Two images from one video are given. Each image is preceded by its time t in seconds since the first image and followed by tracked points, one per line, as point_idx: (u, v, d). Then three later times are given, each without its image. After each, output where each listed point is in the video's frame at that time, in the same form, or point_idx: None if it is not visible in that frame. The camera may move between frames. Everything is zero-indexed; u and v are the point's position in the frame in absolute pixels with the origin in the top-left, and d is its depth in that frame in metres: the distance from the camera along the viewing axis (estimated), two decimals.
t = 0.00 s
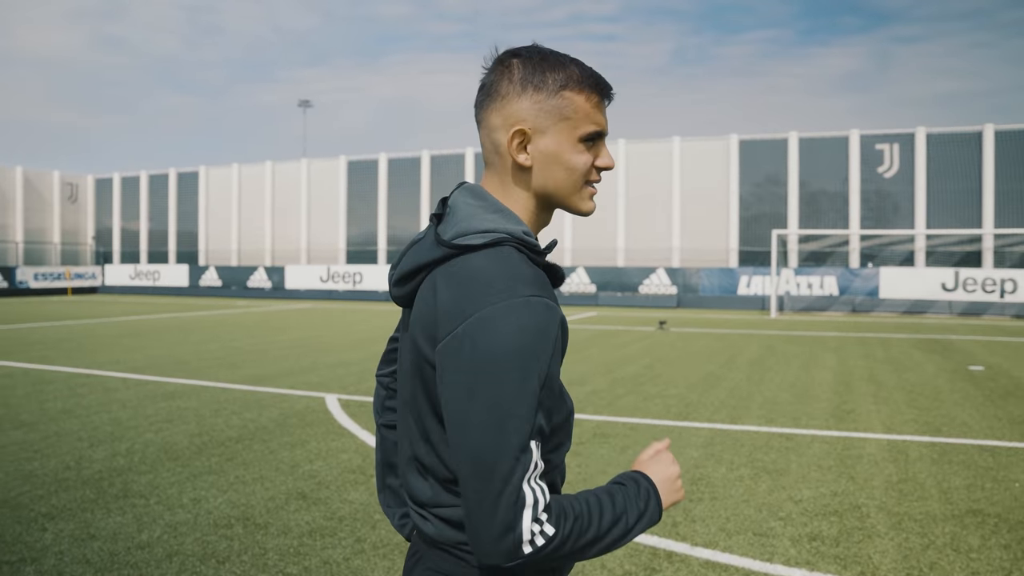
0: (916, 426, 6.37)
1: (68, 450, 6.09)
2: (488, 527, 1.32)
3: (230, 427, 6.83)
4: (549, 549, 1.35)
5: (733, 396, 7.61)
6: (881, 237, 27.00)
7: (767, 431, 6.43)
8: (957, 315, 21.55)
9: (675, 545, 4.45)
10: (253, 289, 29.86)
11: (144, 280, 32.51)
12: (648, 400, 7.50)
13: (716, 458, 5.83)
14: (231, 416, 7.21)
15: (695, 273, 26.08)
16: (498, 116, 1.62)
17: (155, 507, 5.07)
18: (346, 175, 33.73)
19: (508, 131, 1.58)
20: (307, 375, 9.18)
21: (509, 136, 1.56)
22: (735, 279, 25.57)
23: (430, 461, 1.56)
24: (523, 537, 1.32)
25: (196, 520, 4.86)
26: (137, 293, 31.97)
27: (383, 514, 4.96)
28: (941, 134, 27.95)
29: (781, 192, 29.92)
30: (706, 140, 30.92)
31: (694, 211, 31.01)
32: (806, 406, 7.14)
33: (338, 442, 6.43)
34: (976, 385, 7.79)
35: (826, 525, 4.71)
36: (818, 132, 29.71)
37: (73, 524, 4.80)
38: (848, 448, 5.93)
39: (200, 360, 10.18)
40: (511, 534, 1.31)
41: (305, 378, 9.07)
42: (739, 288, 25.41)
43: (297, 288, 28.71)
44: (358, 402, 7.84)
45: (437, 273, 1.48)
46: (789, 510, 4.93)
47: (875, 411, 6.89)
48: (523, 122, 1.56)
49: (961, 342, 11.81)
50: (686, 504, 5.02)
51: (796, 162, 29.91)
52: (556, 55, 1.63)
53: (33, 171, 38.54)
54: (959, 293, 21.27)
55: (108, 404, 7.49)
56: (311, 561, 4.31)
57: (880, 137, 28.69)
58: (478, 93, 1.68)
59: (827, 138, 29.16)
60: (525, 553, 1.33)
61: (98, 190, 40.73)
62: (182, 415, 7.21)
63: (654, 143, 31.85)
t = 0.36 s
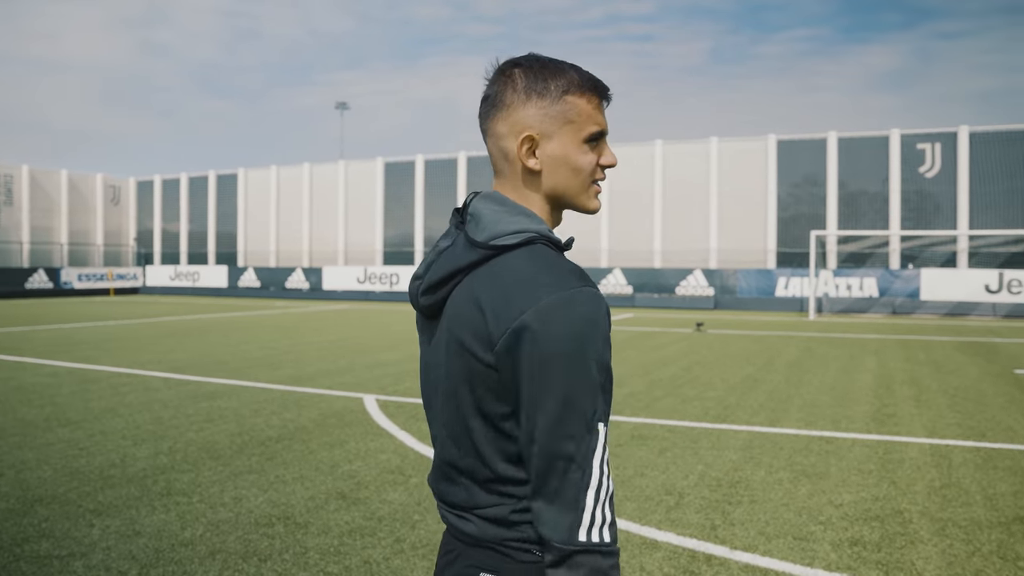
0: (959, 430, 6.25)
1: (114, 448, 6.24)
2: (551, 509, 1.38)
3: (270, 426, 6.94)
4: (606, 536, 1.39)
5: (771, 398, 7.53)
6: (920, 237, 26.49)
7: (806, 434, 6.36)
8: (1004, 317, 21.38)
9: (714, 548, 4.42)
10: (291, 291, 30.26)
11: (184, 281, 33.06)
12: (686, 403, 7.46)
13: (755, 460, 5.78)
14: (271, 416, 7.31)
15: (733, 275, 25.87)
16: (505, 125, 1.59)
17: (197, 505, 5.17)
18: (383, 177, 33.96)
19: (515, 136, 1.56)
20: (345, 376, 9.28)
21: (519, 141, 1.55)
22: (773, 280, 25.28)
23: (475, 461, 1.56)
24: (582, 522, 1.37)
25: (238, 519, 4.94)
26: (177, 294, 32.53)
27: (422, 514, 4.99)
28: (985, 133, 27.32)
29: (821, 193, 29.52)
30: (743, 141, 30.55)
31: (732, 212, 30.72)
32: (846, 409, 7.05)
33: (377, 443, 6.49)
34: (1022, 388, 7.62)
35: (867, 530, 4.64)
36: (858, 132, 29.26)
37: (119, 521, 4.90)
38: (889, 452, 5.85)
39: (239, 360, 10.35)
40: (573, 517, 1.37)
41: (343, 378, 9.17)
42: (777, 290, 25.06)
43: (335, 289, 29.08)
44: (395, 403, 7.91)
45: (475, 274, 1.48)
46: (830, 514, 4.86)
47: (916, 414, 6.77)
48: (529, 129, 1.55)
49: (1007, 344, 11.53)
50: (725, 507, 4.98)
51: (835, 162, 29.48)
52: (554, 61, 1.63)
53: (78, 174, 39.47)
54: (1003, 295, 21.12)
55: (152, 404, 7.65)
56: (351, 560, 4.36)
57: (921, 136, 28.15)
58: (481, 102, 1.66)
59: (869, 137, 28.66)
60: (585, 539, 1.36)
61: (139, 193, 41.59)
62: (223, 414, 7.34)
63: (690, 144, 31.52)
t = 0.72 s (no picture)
0: (983, 432, 6.22)
1: (142, 447, 6.34)
2: (532, 478, 1.44)
3: (294, 426, 7.02)
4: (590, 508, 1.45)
5: (792, 399, 7.52)
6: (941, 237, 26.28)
7: (828, 434, 6.37)
8: None
9: (740, 547, 4.44)
10: (310, 291, 30.49)
11: (204, 281, 33.41)
12: (707, 403, 7.48)
13: (778, 461, 5.80)
14: (295, 415, 7.40)
15: (751, 275, 25.71)
16: (532, 124, 1.76)
17: (226, 503, 5.25)
18: (401, 178, 34.14)
19: (541, 131, 1.75)
20: (366, 376, 9.36)
21: (550, 132, 1.73)
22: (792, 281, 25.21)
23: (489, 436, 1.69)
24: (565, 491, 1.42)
25: (266, 516, 5.02)
26: (197, 294, 32.85)
27: (448, 513, 5.05)
28: (1007, 132, 27.01)
29: (840, 193, 29.32)
30: (762, 141, 30.38)
31: (750, 212, 30.59)
32: (868, 410, 7.03)
33: (400, 442, 6.56)
34: None
35: (892, 530, 4.65)
36: (878, 132, 29.04)
37: (150, 518, 4.99)
38: (912, 453, 5.84)
39: (261, 360, 10.46)
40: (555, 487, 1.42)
41: (364, 378, 9.25)
42: (797, 291, 24.93)
43: (353, 289, 29.26)
44: (417, 402, 7.98)
45: (489, 263, 1.61)
46: (854, 515, 4.86)
47: (939, 416, 6.75)
48: (559, 124, 1.75)
49: None
50: (750, 507, 4.99)
51: (855, 162, 29.32)
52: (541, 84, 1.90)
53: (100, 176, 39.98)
54: None
55: (177, 402, 7.76)
56: (380, 558, 4.42)
57: (942, 136, 27.91)
58: (490, 109, 1.82)
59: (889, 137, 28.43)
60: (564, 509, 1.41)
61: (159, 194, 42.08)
62: (247, 413, 7.43)
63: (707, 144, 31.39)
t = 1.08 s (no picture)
0: (994, 431, 6.29)
1: (161, 443, 6.41)
2: (592, 444, 1.62)
3: (310, 424, 7.09)
4: (641, 455, 1.67)
5: (803, 399, 7.59)
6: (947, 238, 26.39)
7: (840, 433, 6.44)
8: None
9: (758, 542, 4.53)
10: (317, 291, 30.54)
11: (211, 282, 33.46)
12: (718, 402, 7.54)
13: (792, 459, 5.86)
14: (310, 413, 7.47)
15: (758, 275, 25.82)
16: (565, 138, 1.91)
17: (249, 498, 5.31)
18: (409, 178, 34.23)
19: (570, 146, 1.90)
20: (379, 375, 9.43)
21: (577, 146, 1.89)
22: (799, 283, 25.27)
23: (512, 419, 1.80)
24: (622, 450, 1.63)
25: (289, 512, 5.08)
26: (204, 294, 32.87)
27: (468, 509, 5.11)
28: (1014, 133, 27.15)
29: (847, 194, 29.46)
30: (769, 142, 30.53)
31: (757, 213, 30.72)
32: (878, 409, 7.12)
33: (417, 439, 6.63)
34: None
35: (907, 526, 4.72)
36: (885, 133, 29.21)
37: (175, 513, 5.05)
38: (924, 451, 5.91)
39: (273, 359, 10.53)
40: (613, 449, 1.62)
41: (376, 378, 9.31)
42: (804, 292, 25.02)
43: (360, 290, 29.27)
44: (431, 401, 8.05)
45: (513, 256, 1.75)
46: (869, 511, 4.93)
47: (950, 415, 6.82)
48: (587, 143, 1.91)
49: None
50: (765, 503, 5.06)
51: (861, 163, 29.47)
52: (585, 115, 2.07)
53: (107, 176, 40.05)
54: None
55: (193, 401, 7.83)
56: (405, 552, 4.49)
57: (948, 137, 28.05)
58: (529, 125, 2.01)
59: (896, 138, 28.58)
60: (627, 464, 1.63)
61: (166, 194, 42.19)
62: (263, 412, 7.50)
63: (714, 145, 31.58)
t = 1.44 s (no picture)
0: (962, 422, 6.52)
1: (143, 440, 6.40)
2: (574, 408, 1.70)
3: (291, 420, 7.12)
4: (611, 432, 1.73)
5: (778, 393, 7.77)
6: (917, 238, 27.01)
7: (814, 425, 6.61)
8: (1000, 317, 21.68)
9: (736, 528, 4.67)
10: (293, 291, 30.36)
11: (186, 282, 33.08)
12: (695, 397, 7.71)
13: (767, 450, 6.00)
14: (291, 410, 7.50)
15: (733, 275, 26.18)
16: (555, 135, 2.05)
17: (233, 492, 5.33)
18: (386, 177, 34.19)
19: (560, 142, 2.02)
20: (358, 373, 9.46)
21: (569, 142, 2.01)
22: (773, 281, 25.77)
23: (509, 384, 1.93)
24: (595, 416, 1.69)
25: (274, 504, 5.12)
26: (177, 295, 32.50)
27: (451, 500, 5.20)
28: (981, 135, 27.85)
29: (821, 194, 29.96)
30: (744, 143, 30.96)
31: (732, 212, 31.14)
32: (851, 402, 7.33)
33: (399, 434, 6.69)
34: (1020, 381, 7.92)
35: (879, 511, 4.88)
36: (858, 134, 29.78)
37: (160, 506, 5.06)
38: (895, 442, 6.09)
39: (253, 358, 10.51)
40: (588, 415, 1.69)
41: (357, 376, 9.36)
42: (777, 291, 25.47)
43: (337, 290, 29.12)
44: (412, 397, 8.12)
45: (520, 234, 1.87)
46: (842, 498, 5.08)
47: (919, 407, 7.06)
48: (577, 138, 2.04)
49: (1005, 342, 11.83)
50: (742, 492, 5.17)
51: (834, 164, 29.99)
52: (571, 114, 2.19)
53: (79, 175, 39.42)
54: (1001, 295, 21.53)
55: (173, 399, 7.81)
56: (390, 541, 4.56)
57: (920, 138, 28.64)
58: (522, 123, 2.12)
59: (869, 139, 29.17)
60: (599, 428, 1.69)
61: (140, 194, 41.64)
62: (243, 408, 7.51)
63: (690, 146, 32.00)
